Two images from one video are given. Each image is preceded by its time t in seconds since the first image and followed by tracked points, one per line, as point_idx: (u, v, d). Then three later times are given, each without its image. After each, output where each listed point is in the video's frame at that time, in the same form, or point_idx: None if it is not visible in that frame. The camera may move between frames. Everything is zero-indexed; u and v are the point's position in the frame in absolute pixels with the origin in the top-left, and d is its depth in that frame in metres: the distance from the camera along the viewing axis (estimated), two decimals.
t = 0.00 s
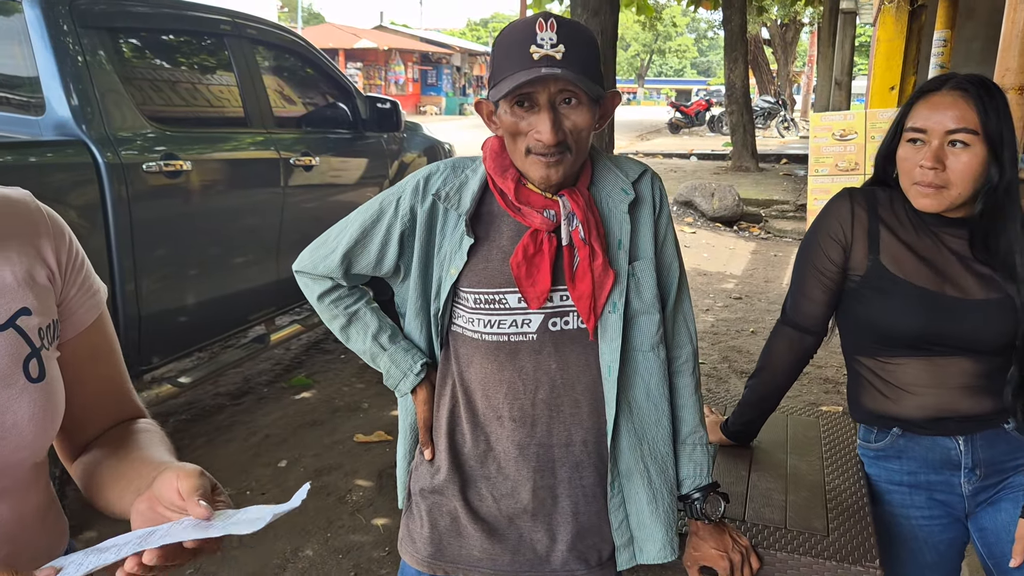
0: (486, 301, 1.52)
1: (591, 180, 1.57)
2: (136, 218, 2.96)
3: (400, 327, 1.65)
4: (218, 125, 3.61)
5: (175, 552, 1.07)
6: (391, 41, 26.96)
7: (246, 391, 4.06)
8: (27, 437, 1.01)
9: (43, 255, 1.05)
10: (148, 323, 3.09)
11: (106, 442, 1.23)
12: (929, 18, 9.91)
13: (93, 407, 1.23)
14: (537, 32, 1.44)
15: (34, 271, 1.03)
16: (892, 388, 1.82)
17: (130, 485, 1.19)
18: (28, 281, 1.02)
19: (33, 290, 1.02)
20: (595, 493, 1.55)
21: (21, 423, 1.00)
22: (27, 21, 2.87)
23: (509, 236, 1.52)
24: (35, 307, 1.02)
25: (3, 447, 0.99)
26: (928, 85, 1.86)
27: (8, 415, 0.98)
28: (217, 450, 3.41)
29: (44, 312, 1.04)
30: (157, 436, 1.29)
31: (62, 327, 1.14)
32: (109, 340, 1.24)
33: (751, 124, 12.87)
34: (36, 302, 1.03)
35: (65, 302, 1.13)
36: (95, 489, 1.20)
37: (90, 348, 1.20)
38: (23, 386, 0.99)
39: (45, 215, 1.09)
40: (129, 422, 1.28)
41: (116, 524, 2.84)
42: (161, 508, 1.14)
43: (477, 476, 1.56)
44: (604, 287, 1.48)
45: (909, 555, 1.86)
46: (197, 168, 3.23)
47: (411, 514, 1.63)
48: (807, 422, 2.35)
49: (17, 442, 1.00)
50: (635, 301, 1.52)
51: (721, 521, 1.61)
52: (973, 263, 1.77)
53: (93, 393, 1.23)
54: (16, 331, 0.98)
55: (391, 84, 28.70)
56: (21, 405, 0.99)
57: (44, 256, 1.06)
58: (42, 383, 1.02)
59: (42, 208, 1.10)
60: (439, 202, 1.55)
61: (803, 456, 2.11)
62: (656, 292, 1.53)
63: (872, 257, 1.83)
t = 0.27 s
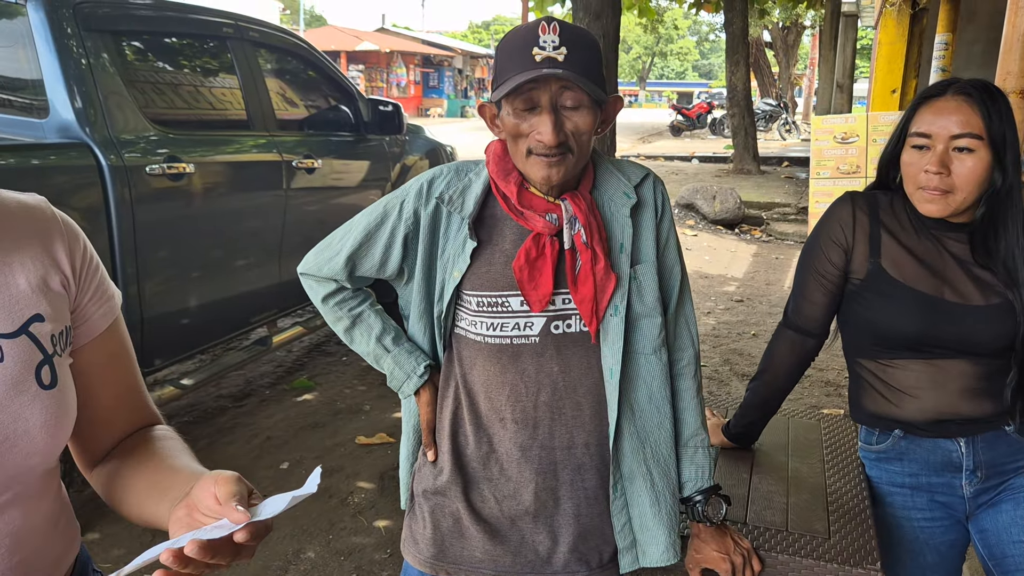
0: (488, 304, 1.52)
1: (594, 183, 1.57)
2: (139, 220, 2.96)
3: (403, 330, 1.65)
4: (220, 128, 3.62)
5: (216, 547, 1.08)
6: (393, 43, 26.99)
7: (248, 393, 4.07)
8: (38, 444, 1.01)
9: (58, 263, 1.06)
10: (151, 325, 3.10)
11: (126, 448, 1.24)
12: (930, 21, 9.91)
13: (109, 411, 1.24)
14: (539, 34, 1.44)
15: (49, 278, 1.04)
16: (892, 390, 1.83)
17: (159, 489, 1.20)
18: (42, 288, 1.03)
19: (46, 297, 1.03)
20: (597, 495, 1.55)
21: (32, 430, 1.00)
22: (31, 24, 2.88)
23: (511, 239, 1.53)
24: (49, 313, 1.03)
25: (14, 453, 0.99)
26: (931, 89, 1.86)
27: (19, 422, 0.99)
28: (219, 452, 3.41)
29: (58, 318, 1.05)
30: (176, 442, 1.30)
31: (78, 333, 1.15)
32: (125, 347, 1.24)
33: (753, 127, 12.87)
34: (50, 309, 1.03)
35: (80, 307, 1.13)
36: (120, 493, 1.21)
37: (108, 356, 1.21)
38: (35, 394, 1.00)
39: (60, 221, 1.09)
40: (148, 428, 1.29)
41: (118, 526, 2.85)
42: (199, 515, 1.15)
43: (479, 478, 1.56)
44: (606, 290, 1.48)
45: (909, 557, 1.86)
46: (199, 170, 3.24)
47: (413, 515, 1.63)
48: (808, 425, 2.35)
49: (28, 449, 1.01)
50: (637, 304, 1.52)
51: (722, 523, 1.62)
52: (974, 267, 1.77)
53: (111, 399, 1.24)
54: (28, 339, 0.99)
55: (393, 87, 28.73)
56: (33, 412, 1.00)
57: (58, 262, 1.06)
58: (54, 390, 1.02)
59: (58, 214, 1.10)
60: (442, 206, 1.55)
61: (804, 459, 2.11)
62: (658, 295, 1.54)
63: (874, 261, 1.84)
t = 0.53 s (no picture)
0: (490, 306, 1.53)
1: (596, 186, 1.58)
2: (140, 222, 2.97)
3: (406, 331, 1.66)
4: (221, 130, 3.63)
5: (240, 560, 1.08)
6: (394, 46, 27.03)
7: (249, 395, 4.07)
8: (42, 448, 1.02)
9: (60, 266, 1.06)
10: (152, 327, 3.10)
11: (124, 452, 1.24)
12: (930, 24, 9.92)
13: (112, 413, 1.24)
14: (546, 39, 1.45)
15: (51, 281, 1.04)
16: (892, 393, 1.83)
17: (157, 495, 1.20)
18: (45, 292, 1.03)
19: (48, 300, 1.03)
20: (599, 496, 1.56)
21: (36, 433, 1.01)
22: (33, 27, 2.89)
23: (513, 242, 1.54)
24: (51, 316, 1.03)
25: (18, 457, 1.00)
26: (936, 94, 1.86)
27: (24, 426, 0.99)
28: (221, 454, 3.42)
29: (60, 321, 1.05)
30: (172, 447, 1.30)
31: (79, 337, 1.16)
32: (124, 351, 1.24)
33: (753, 130, 12.88)
34: (52, 313, 1.04)
35: (82, 310, 1.14)
36: (115, 497, 1.20)
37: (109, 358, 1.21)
38: (39, 398, 1.00)
39: (62, 224, 1.10)
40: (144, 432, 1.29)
41: (119, 527, 2.85)
42: (204, 525, 1.15)
43: (481, 478, 1.57)
44: (608, 293, 1.49)
45: (908, 559, 1.87)
46: (200, 173, 3.25)
47: (416, 515, 1.64)
48: (809, 427, 2.36)
49: (33, 452, 1.01)
50: (638, 306, 1.53)
51: (723, 524, 1.62)
52: (975, 271, 1.78)
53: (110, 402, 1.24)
54: (32, 342, 0.99)
55: (393, 89, 28.77)
56: (37, 416, 1.00)
57: (60, 265, 1.07)
58: (58, 393, 1.03)
59: (59, 218, 1.10)
60: (445, 208, 1.56)
61: (804, 462, 2.12)
62: (659, 297, 1.54)
63: (874, 264, 1.85)
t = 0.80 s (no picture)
0: (489, 306, 1.53)
1: (594, 189, 1.58)
2: (140, 224, 2.98)
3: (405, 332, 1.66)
4: (221, 133, 3.63)
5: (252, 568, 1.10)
6: (394, 48, 27.05)
7: (248, 397, 4.07)
8: (41, 447, 1.02)
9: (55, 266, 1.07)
10: (152, 328, 3.11)
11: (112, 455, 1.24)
12: (929, 27, 9.93)
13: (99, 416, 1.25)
14: (565, 44, 1.46)
15: (47, 281, 1.05)
16: (891, 395, 1.83)
17: (144, 501, 1.20)
18: (41, 292, 1.04)
19: (43, 299, 1.04)
20: (597, 496, 1.56)
21: (35, 433, 1.01)
22: (33, 29, 2.90)
23: (512, 243, 1.54)
24: (47, 316, 1.04)
25: (18, 456, 1.00)
26: (934, 98, 1.86)
27: (22, 425, 1.00)
28: (220, 455, 3.42)
29: (56, 321, 1.06)
30: (161, 451, 1.30)
31: (73, 336, 1.16)
32: (115, 352, 1.25)
33: (752, 132, 12.88)
34: (49, 312, 1.04)
35: (77, 308, 1.14)
36: (101, 500, 1.21)
37: (99, 360, 1.22)
38: (36, 397, 1.01)
39: (55, 224, 1.10)
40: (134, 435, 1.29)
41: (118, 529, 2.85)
42: (200, 531, 1.16)
43: (479, 478, 1.57)
44: (605, 294, 1.49)
45: (906, 561, 1.87)
46: (200, 175, 3.25)
47: (414, 516, 1.64)
48: (807, 429, 2.37)
49: (32, 452, 1.01)
50: (635, 307, 1.53)
51: (720, 525, 1.63)
52: (974, 274, 1.78)
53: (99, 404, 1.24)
54: (26, 341, 1.00)
55: (393, 91, 28.79)
56: (35, 415, 1.01)
57: (54, 265, 1.07)
58: (55, 392, 1.03)
59: (53, 218, 1.11)
60: (443, 209, 1.56)
61: (802, 463, 2.12)
62: (657, 298, 1.55)
63: (872, 266, 1.85)
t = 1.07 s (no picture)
0: (488, 307, 1.54)
1: (592, 191, 1.59)
2: (140, 226, 2.98)
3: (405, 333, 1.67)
4: (221, 135, 3.64)
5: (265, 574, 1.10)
6: (393, 51, 27.07)
7: (248, 399, 4.08)
8: (43, 445, 1.03)
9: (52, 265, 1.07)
10: (151, 330, 3.11)
11: (102, 457, 1.25)
12: (927, 30, 9.95)
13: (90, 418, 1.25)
14: (578, 48, 1.47)
15: (44, 280, 1.05)
16: (888, 397, 1.84)
17: (139, 504, 1.20)
18: (38, 291, 1.04)
19: (42, 299, 1.05)
20: (596, 496, 1.57)
21: (37, 432, 1.02)
22: (33, 32, 2.91)
23: (511, 244, 1.55)
24: (46, 316, 1.04)
25: (21, 455, 1.01)
26: (930, 100, 1.86)
27: (24, 425, 1.00)
28: (220, 457, 3.42)
29: (55, 320, 1.06)
30: (152, 453, 1.31)
31: (68, 335, 1.17)
32: (105, 354, 1.25)
33: (751, 135, 12.90)
34: (47, 312, 1.05)
35: (73, 308, 1.15)
36: (95, 501, 1.21)
37: (91, 362, 1.22)
38: (39, 396, 1.01)
39: (51, 224, 1.11)
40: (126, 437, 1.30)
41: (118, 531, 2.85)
42: (206, 530, 1.18)
43: (479, 478, 1.57)
44: (603, 295, 1.50)
45: (904, 562, 1.86)
46: (200, 177, 3.26)
47: (414, 516, 1.64)
48: (806, 430, 2.37)
49: (34, 450, 1.02)
50: (634, 308, 1.54)
51: (718, 526, 1.63)
52: (970, 276, 1.79)
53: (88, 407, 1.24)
54: (27, 341, 1.00)
55: (393, 94, 28.81)
56: (38, 414, 1.01)
57: (51, 264, 1.08)
58: (56, 391, 1.04)
59: (48, 219, 1.11)
60: (443, 210, 1.57)
61: (801, 464, 2.13)
62: (655, 298, 1.56)
63: (870, 267, 1.86)
